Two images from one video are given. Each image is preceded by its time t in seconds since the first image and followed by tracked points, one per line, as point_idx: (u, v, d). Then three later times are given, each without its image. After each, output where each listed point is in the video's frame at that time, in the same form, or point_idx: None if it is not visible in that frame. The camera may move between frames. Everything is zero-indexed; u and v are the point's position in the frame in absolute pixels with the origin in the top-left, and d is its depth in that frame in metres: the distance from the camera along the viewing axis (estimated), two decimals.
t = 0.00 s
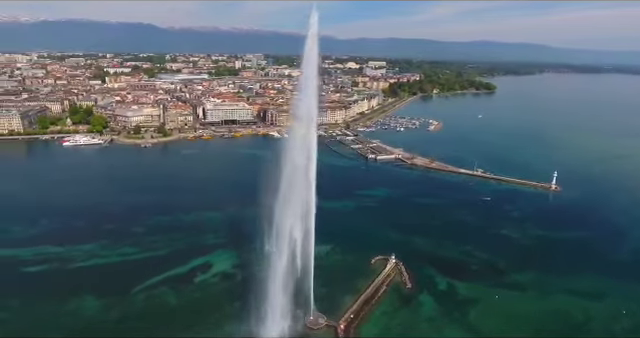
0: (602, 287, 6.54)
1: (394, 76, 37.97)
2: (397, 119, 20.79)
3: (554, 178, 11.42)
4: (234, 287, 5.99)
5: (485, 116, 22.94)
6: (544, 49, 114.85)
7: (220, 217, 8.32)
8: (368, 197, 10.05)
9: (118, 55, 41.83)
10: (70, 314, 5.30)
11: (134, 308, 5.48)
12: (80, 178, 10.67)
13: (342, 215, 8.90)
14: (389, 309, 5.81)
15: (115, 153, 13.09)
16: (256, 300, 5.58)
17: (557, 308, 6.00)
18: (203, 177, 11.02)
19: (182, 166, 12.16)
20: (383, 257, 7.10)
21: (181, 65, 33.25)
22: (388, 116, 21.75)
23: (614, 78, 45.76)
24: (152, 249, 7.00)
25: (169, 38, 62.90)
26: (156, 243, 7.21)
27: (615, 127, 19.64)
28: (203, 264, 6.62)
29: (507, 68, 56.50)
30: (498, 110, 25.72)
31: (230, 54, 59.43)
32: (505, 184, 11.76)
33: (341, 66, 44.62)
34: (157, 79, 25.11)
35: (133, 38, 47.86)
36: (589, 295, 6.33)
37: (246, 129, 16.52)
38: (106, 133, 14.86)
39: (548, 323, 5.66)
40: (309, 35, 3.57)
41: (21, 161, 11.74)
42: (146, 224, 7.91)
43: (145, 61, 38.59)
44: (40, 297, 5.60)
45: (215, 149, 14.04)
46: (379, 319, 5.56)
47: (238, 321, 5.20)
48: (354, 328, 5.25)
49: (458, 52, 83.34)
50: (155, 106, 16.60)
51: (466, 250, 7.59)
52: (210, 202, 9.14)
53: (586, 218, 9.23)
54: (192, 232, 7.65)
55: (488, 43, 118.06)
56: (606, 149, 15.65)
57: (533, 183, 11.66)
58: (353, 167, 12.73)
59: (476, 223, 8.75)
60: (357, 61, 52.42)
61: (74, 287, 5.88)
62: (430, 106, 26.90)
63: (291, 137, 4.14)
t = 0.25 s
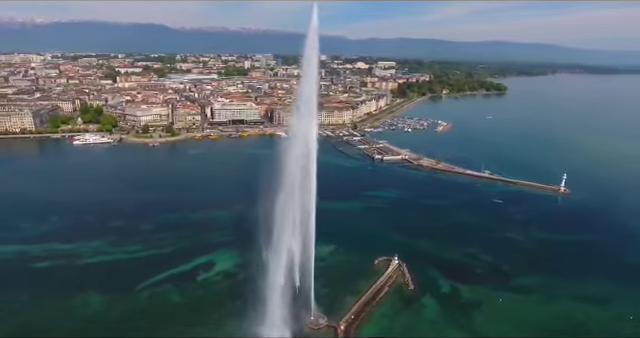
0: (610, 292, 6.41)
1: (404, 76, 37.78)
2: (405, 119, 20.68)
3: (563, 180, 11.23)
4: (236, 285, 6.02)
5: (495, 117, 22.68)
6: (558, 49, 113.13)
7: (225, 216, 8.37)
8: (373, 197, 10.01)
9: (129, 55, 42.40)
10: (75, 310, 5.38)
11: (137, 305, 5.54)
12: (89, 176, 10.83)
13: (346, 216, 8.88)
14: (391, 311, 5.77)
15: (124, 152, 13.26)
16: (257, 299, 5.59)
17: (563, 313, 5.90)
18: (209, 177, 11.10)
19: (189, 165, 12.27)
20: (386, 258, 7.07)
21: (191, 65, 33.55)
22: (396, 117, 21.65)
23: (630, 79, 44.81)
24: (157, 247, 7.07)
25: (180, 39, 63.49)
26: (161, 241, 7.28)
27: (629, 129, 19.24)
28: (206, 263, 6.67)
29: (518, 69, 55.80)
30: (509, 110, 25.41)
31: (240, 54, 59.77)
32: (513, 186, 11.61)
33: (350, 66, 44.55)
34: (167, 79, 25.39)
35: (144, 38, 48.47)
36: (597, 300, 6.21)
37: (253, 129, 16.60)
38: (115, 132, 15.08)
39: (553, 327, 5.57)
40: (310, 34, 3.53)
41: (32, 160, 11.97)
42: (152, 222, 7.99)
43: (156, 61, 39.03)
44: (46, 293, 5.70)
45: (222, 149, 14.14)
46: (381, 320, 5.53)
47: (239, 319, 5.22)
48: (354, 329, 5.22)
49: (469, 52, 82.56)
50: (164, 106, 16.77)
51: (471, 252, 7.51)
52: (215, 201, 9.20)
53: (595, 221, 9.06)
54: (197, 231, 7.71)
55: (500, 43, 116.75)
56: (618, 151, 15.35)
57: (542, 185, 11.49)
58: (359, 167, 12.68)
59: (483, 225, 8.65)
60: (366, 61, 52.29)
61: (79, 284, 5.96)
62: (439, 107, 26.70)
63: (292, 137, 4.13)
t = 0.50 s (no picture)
0: (618, 297, 6.28)
1: (413, 76, 37.58)
2: (413, 120, 20.56)
3: (573, 183, 11.04)
4: (238, 284, 6.04)
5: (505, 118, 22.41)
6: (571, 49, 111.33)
7: (230, 215, 8.42)
8: (378, 198, 9.98)
9: (141, 56, 42.97)
10: (79, 306, 5.46)
11: (140, 302, 5.60)
12: (98, 174, 11.01)
13: (350, 216, 8.87)
14: (393, 313, 5.73)
15: (132, 151, 13.43)
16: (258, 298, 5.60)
17: (568, 317, 5.80)
18: (215, 176, 11.19)
19: (196, 164, 12.38)
20: (390, 259, 7.03)
21: (201, 65, 33.84)
22: (404, 117, 21.54)
23: None
24: (162, 245, 7.15)
25: (191, 39, 64.09)
26: (166, 239, 7.36)
27: None
28: (210, 262, 6.71)
29: (531, 69, 55.06)
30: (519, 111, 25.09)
31: (250, 54, 60.09)
32: (521, 188, 11.46)
33: (360, 66, 44.46)
34: (176, 79, 25.66)
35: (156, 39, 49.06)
36: (604, 305, 6.09)
37: (261, 129, 16.68)
38: (125, 131, 15.30)
39: (557, 332, 5.48)
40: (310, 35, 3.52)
41: (43, 158, 12.22)
42: (158, 220, 8.09)
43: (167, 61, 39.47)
44: (52, 289, 5.81)
45: (229, 148, 14.23)
46: (382, 322, 5.48)
47: (240, 318, 5.24)
48: (355, 330, 5.18)
49: (481, 52, 81.73)
50: (173, 106, 16.94)
51: (476, 255, 7.44)
52: (220, 200, 9.26)
53: (605, 225, 8.90)
54: (201, 230, 7.78)
55: (512, 43, 115.33)
56: (631, 154, 15.04)
57: (551, 188, 11.32)
58: (365, 168, 12.65)
59: (488, 228, 8.56)
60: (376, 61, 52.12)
61: (85, 280, 6.05)
62: (448, 107, 26.49)
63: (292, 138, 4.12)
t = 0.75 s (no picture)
0: (625, 302, 6.16)
1: (422, 76, 37.35)
2: (421, 121, 20.43)
3: (582, 186, 10.86)
4: (241, 283, 6.08)
5: (515, 119, 22.14)
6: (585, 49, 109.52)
7: (235, 214, 8.48)
8: (383, 199, 9.95)
9: (152, 56, 43.49)
10: (84, 303, 5.54)
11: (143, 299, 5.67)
12: (107, 173, 11.17)
13: (355, 217, 8.85)
14: (394, 314, 5.71)
15: (141, 150, 13.59)
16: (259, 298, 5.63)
17: (573, 321, 5.72)
18: (222, 175, 11.26)
19: (203, 163, 12.48)
20: (392, 260, 7.01)
21: (211, 65, 34.11)
22: (413, 118, 21.41)
23: None
24: (166, 243, 7.22)
25: (202, 39, 64.63)
26: (171, 237, 7.44)
27: None
28: (213, 260, 6.76)
29: (543, 69, 54.31)
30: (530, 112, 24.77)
31: (259, 54, 60.36)
32: (529, 189, 11.31)
33: (369, 67, 44.34)
34: (186, 79, 25.90)
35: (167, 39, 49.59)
36: (610, 309, 5.99)
37: (268, 129, 16.75)
38: (134, 130, 15.49)
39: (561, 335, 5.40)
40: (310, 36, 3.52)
41: (54, 156, 12.44)
42: (164, 219, 8.17)
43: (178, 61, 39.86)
44: (58, 285, 5.91)
45: (236, 148, 14.32)
46: (383, 323, 5.46)
47: (240, 317, 5.27)
48: (355, 330, 5.17)
49: (492, 52, 80.90)
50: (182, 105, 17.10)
51: (480, 257, 7.37)
52: (225, 199, 9.32)
53: (614, 228, 8.75)
54: (206, 228, 7.84)
55: (524, 43, 113.91)
56: None
57: (560, 189, 11.15)
58: (372, 168, 12.61)
59: (494, 230, 8.47)
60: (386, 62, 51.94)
61: (90, 277, 6.14)
62: (457, 108, 26.28)
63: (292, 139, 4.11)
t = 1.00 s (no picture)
0: (632, 306, 6.04)
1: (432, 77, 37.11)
2: (429, 121, 20.30)
3: (592, 188, 10.67)
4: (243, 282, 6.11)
5: (526, 120, 21.86)
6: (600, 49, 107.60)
7: (239, 214, 8.53)
8: (387, 199, 9.92)
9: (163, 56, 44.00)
10: (88, 299, 5.63)
11: (146, 297, 5.73)
12: (115, 171, 11.33)
13: (359, 217, 8.84)
14: (395, 315, 5.68)
15: (149, 149, 13.76)
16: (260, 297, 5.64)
17: (577, 325, 5.63)
18: (228, 175, 11.34)
19: (210, 163, 12.59)
20: (395, 261, 6.98)
21: (220, 65, 34.36)
22: (421, 118, 21.28)
23: None
24: (171, 242, 7.30)
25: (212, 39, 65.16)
26: (175, 236, 7.51)
27: None
28: (216, 259, 6.82)
29: (555, 69, 53.53)
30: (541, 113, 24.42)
31: (269, 54, 60.60)
32: (537, 191, 11.16)
33: (378, 67, 44.22)
34: (195, 79, 26.14)
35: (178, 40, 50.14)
36: (616, 314, 5.87)
37: (275, 129, 16.81)
38: (142, 129, 15.68)
39: None
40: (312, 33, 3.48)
41: (64, 155, 12.65)
42: (169, 217, 8.26)
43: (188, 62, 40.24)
44: (64, 281, 6.01)
45: (243, 147, 14.40)
46: (384, 324, 5.43)
47: (241, 316, 5.29)
48: (356, 331, 5.15)
49: (504, 52, 79.99)
50: (190, 105, 17.28)
51: (484, 259, 7.30)
52: (230, 198, 9.38)
53: (623, 231, 8.58)
54: (210, 227, 7.90)
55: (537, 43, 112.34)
56: None
57: (568, 191, 10.98)
58: (378, 169, 12.58)
59: (499, 231, 8.38)
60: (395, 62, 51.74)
61: (95, 274, 6.23)
62: (466, 109, 26.04)
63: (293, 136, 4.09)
